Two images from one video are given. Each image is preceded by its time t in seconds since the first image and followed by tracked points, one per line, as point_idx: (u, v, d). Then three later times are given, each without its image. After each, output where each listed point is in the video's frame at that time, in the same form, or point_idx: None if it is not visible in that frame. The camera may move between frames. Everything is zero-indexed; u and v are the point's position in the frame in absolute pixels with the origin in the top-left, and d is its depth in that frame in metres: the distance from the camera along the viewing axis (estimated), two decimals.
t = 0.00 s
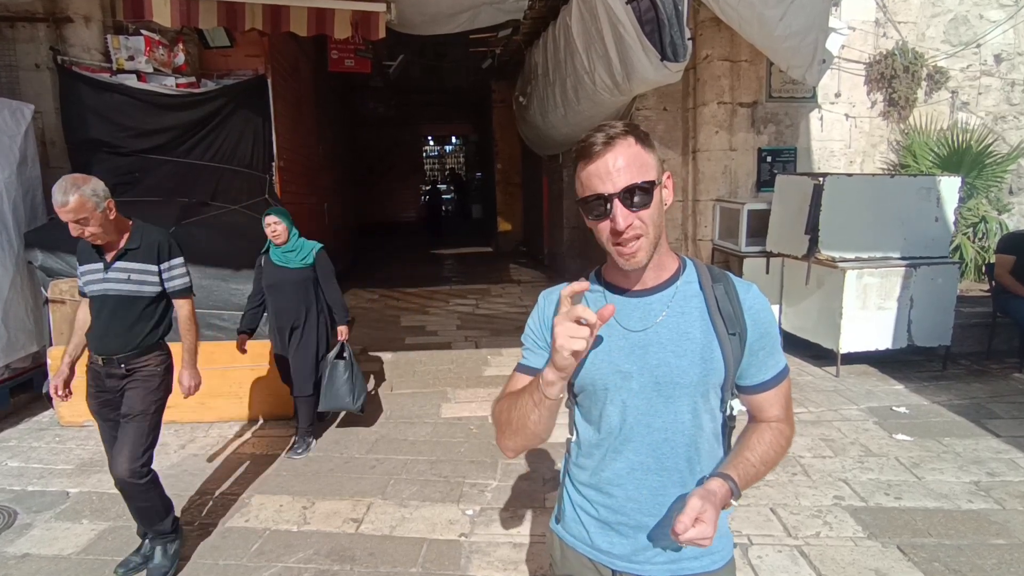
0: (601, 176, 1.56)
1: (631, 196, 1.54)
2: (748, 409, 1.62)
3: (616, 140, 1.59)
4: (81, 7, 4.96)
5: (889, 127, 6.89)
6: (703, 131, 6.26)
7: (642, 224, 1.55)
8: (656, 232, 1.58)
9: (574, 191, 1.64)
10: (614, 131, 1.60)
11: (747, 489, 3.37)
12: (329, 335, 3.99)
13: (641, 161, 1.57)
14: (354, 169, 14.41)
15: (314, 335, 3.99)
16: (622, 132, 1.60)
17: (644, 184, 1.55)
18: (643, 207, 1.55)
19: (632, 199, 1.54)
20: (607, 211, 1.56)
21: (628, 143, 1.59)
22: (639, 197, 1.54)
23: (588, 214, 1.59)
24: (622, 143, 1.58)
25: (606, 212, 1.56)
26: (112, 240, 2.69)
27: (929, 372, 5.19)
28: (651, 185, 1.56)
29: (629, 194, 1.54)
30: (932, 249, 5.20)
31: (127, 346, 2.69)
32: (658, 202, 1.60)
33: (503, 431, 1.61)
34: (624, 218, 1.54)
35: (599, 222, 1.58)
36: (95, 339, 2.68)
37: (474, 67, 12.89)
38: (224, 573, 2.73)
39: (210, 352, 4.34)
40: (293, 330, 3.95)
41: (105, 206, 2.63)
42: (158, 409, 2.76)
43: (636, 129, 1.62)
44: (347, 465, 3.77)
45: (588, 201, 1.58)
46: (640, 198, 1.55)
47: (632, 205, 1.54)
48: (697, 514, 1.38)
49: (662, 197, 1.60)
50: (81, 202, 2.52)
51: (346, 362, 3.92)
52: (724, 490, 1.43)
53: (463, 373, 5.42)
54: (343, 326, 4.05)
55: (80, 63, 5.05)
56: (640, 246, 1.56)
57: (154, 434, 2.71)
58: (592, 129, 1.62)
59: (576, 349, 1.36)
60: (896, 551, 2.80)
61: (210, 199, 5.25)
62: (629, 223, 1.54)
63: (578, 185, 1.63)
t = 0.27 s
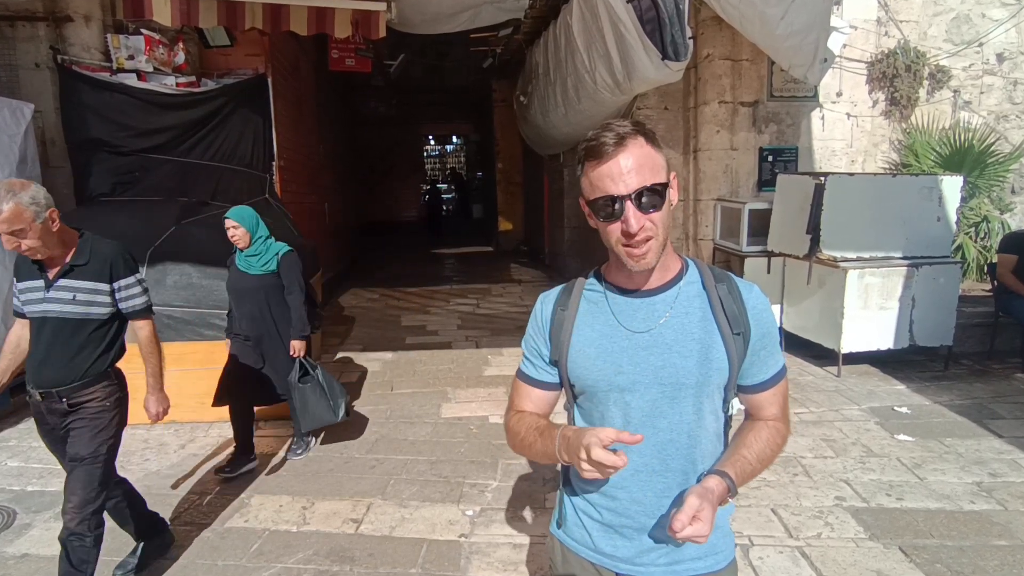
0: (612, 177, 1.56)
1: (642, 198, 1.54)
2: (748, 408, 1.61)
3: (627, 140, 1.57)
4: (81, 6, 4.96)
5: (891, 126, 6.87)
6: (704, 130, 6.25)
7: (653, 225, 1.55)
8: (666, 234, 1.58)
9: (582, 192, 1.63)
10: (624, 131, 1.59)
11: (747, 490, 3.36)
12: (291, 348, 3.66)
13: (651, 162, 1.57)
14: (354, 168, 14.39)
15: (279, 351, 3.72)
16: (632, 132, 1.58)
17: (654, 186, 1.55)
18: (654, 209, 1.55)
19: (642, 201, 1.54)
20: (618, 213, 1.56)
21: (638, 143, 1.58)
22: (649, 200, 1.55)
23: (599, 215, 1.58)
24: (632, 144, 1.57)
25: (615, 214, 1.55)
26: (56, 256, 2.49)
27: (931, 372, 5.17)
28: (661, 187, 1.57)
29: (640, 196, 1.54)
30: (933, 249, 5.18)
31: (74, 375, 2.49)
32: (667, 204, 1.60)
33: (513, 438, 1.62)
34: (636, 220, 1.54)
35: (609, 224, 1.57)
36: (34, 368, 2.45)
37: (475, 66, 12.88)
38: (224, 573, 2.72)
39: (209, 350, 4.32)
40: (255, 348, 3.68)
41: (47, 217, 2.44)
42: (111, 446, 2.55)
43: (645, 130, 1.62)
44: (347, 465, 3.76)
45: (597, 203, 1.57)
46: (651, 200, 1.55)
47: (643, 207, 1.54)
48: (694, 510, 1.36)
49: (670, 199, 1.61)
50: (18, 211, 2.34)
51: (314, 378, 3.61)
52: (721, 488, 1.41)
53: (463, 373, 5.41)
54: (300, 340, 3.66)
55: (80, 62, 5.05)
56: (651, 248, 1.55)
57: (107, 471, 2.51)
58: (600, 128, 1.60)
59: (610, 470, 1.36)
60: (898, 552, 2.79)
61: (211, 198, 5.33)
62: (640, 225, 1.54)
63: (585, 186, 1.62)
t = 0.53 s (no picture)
0: (608, 176, 1.56)
1: (637, 197, 1.54)
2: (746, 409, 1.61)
3: (623, 139, 1.57)
4: (79, 6, 4.96)
5: (890, 126, 6.87)
6: (703, 130, 6.25)
7: (648, 225, 1.55)
8: (662, 234, 1.58)
9: (579, 190, 1.63)
10: (622, 129, 1.59)
11: (747, 491, 3.36)
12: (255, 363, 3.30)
13: (648, 161, 1.57)
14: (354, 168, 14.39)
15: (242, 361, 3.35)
16: (630, 131, 1.58)
17: (650, 185, 1.55)
18: (650, 209, 1.55)
19: (638, 201, 1.54)
20: (613, 212, 1.56)
21: (636, 142, 1.58)
22: (645, 199, 1.55)
23: (594, 214, 1.58)
24: (629, 143, 1.57)
25: (611, 213, 1.56)
26: None
27: (930, 373, 5.17)
28: (657, 187, 1.57)
29: (635, 195, 1.54)
30: (933, 249, 5.18)
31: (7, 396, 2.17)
32: (664, 204, 1.60)
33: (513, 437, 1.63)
34: (632, 219, 1.54)
35: (605, 222, 1.57)
36: None
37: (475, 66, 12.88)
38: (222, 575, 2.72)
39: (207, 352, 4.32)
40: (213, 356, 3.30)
41: None
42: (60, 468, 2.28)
43: (643, 129, 1.61)
44: (346, 465, 3.76)
45: (593, 201, 1.58)
46: (647, 200, 1.55)
47: (638, 207, 1.54)
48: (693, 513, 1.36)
49: (667, 199, 1.60)
50: None
51: (278, 397, 3.20)
52: (720, 488, 1.41)
53: (462, 373, 5.41)
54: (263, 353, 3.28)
55: (79, 62, 5.06)
56: (646, 247, 1.55)
57: (67, 496, 2.29)
58: (599, 127, 1.60)
59: (603, 483, 1.37)
60: (897, 552, 2.79)
61: (210, 199, 5.36)
62: (636, 224, 1.54)
63: (582, 185, 1.62)
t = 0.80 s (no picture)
0: (607, 172, 1.56)
1: (636, 194, 1.54)
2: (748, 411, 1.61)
3: (623, 137, 1.58)
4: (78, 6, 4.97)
5: (890, 126, 6.87)
6: (703, 130, 6.25)
7: (647, 222, 1.55)
8: (661, 231, 1.57)
9: (579, 187, 1.63)
10: (622, 127, 1.59)
11: (746, 490, 3.36)
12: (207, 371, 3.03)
13: (647, 159, 1.56)
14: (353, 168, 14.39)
15: (195, 366, 3.08)
16: (630, 129, 1.58)
17: (649, 182, 1.55)
18: (649, 206, 1.55)
19: (637, 198, 1.54)
20: (611, 208, 1.56)
21: (636, 140, 1.58)
22: (645, 196, 1.54)
23: (593, 211, 1.59)
24: (629, 141, 1.57)
25: (609, 209, 1.56)
26: None
27: (929, 372, 5.17)
28: (657, 184, 1.56)
29: (634, 192, 1.54)
30: (932, 248, 5.19)
31: None
32: (664, 202, 1.59)
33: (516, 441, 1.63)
34: (630, 215, 1.54)
35: (603, 219, 1.58)
36: None
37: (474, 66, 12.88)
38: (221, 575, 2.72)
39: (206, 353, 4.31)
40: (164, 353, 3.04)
41: None
42: None
43: (643, 128, 1.62)
44: (346, 465, 3.75)
45: (592, 198, 1.58)
46: (646, 197, 1.55)
47: (637, 204, 1.54)
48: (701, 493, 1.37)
49: (667, 196, 1.60)
50: None
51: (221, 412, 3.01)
52: (728, 482, 1.40)
53: (462, 373, 5.41)
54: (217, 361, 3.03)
55: (78, 62, 5.06)
56: (644, 244, 1.55)
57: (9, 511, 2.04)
58: (599, 125, 1.61)
59: (590, 490, 1.38)
60: (897, 552, 2.79)
61: (208, 199, 5.32)
62: (634, 221, 1.54)
63: (582, 182, 1.63)
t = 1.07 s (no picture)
0: (608, 166, 1.59)
1: (636, 187, 1.57)
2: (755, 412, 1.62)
3: (625, 132, 1.61)
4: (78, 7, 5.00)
5: (889, 127, 6.89)
6: (703, 130, 6.26)
7: (647, 214, 1.57)
8: (662, 225, 1.59)
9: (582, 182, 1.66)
10: (624, 123, 1.62)
11: (747, 490, 3.36)
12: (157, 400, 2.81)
13: (649, 154, 1.59)
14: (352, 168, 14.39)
15: (138, 393, 2.84)
16: (632, 126, 1.62)
17: (650, 176, 1.57)
18: (648, 198, 1.56)
19: (638, 191, 1.56)
20: (611, 201, 1.58)
21: (637, 135, 1.61)
22: (645, 190, 1.56)
23: (594, 204, 1.61)
24: (630, 136, 1.60)
25: (609, 202, 1.58)
26: None
27: (929, 372, 5.18)
28: (658, 179, 1.58)
29: (634, 185, 1.56)
30: (932, 248, 5.19)
31: None
32: (665, 197, 1.61)
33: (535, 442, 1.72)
34: (629, 207, 1.56)
35: (604, 212, 1.60)
36: None
37: (474, 66, 12.88)
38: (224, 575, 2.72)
39: (206, 354, 4.32)
40: (101, 371, 2.78)
41: None
42: None
43: (645, 125, 1.65)
44: (347, 466, 3.75)
45: (594, 191, 1.60)
46: (646, 190, 1.56)
47: (638, 197, 1.56)
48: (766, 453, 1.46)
49: (668, 192, 1.62)
50: None
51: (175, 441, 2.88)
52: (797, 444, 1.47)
53: (462, 373, 5.41)
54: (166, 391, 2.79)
55: (79, 62, 5.06)
56: (644, 237, 1.57)
57: None
58: (603, 122, 1.65)
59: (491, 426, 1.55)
60: (898, 552, 2.80)
61: (209, 198, 5.35)
62: (633, 213, 1.56)
63: (585, 177, 1.66)
